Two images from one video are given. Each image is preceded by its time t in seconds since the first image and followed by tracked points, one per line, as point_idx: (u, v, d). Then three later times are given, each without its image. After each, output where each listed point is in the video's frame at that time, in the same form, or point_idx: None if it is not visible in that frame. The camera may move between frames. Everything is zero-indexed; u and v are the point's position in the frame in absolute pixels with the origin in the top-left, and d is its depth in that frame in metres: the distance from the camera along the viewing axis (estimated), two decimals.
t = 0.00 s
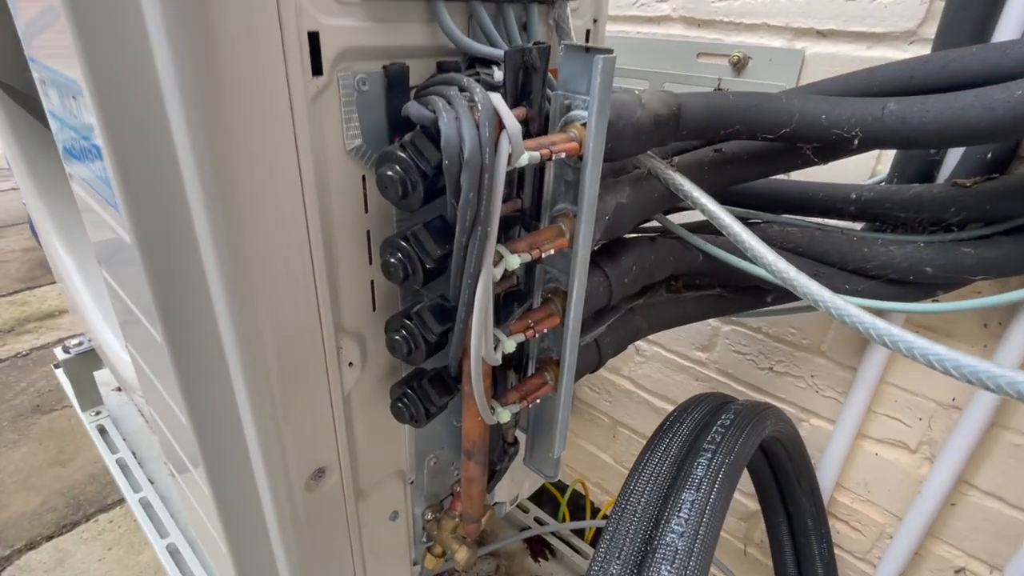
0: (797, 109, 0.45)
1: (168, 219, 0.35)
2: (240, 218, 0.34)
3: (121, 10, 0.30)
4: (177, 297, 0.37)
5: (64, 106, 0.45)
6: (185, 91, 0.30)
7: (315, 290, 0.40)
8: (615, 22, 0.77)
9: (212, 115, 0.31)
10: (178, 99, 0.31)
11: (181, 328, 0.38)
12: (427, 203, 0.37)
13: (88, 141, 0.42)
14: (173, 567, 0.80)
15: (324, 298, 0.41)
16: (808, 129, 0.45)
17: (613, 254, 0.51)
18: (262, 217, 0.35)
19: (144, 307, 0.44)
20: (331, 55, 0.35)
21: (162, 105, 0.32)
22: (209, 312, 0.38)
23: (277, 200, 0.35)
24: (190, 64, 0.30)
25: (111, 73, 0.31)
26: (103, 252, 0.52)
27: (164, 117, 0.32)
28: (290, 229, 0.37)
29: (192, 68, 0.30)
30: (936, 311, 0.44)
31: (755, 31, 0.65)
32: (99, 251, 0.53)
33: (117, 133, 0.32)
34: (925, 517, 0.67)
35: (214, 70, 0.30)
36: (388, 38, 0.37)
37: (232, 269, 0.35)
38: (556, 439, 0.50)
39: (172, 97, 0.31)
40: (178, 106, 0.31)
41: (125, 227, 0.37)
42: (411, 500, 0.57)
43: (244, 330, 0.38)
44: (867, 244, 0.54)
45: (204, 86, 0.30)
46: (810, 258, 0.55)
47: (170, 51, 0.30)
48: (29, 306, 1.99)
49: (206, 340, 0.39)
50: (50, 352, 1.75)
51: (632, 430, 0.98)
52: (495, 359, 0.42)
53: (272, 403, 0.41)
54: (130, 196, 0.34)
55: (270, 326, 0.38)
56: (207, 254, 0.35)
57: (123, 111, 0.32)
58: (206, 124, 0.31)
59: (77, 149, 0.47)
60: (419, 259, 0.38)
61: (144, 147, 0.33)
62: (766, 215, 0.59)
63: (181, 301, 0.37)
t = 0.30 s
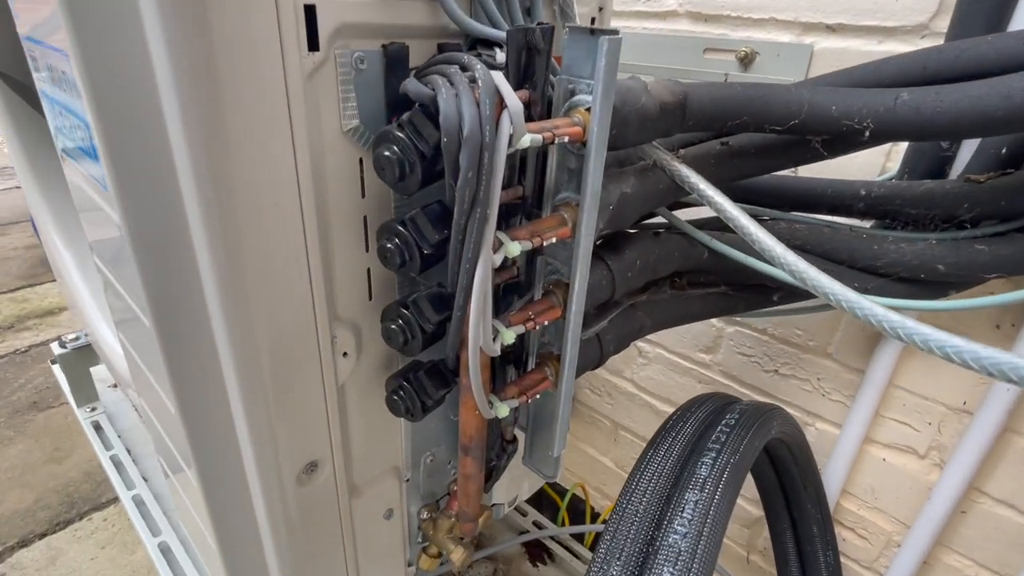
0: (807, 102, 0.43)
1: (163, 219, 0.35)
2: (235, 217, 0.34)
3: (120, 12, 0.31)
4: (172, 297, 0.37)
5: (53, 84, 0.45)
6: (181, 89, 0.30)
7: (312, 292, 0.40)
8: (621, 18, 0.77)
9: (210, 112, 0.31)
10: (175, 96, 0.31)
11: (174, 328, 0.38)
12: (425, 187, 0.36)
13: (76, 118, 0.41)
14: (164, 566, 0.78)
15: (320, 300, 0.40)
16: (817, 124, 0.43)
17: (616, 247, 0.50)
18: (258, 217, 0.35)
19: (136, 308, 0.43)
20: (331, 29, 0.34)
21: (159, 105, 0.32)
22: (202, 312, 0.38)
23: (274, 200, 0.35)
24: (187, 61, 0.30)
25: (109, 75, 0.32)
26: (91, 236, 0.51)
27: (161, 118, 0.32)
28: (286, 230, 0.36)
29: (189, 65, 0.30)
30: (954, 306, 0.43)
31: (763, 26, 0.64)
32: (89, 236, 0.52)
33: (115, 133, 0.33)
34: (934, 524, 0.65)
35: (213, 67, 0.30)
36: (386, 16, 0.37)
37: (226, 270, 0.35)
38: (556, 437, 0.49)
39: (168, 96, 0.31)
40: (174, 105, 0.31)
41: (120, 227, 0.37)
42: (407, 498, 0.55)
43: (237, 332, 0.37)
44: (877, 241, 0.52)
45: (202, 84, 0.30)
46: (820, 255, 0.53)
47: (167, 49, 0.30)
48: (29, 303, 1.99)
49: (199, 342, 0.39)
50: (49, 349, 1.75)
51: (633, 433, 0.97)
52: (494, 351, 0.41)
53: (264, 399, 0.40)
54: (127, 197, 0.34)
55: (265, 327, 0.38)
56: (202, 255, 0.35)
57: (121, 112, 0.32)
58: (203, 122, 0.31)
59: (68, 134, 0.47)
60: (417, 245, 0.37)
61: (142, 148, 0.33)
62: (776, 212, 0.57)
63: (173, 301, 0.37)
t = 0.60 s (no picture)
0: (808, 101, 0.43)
1: (159, 218, 0.35)
2: (232, 215, 0.33)
3: (117, 8, 0.30)
4: (167, 297, 0.37)
5: (50, 74, 0.44)
6: (180, 84, 0.30)
7: (309, 293, 0.39)
8: (623, 19, 0.76)
9: (209, 108, 0.30)
10: (173, 92, 0.30)
11: (170, 329, 0.38)
12: (425, 180, 0.36)
13: (72, 108, 0.41)
14: (156, 568, 0.77)
15: (317, 298, 0.40)
16: (818, 125, 0.43)
17: (617, 246, 0.49)
18: (256, 216, 0.34)
19: (132, 306, 0.43)
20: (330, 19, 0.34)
21: (156, 100, 0.31)
22: (197, 312, 0.37)
23: (272, 198, 0.35)
24: (186, 56, 0.29)
25: (107, 72, 0.31)
26: (87, 229, 0.51)
27: (159, 115, 0.32)
28: (284, 228, 0.36)
29: (188, 60, 0.29)
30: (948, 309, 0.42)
31: (766, 27, 0.64)
32: (84, 229, 0.52)
33: (112, 131, 0.32)
34: (935, 530, 0.65)
35: (211, 63, 0.30)
36: (386, 8, 0.36)
37: (222, 269, 0.35)
38: (555, 438, 0.48)
39: (167, 92, 0.31)
40: (172, 100, 0.31)
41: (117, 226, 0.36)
42: (403, 499, 0.54)
43: (233, 331, 0.37)
44: (881, 243, 0.52)
45: (201, 80, 0.30)
46: (822, 256, 0.53)
47: (165, 45, 0.29)
48: (26, 302, 1.98)
49: (194, 343, 0.39)
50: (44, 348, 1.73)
51: (632, 437, 0.96)
52: (493, 348, 0.40)
53: (260, 399, 0.39)
54: (123, 193, 0.34)
55: (261, 328, 0.37)
56: (198, 254, 0.35)
57: (118, 110, 0.32)
58: (201, 118, 0.31)
59: (65, 129, 0.46)
60: (416, 240, 0.37)
61: (138, 144, 0.33)
62: (777, 213, 0.57)
63: (168, 300, 0.37)
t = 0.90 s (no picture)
0: (805, 104, 0.43)
1: (151, 217, 0.35)
2: (225, 216, 0.33)
3: (109, 6, 0.30)
4: (159, 298, 0.37)
5: (47, 73, 0.44)
6: (172, 83, 0.30)
7: (301, 292, 0.39)
8: (619, 23, 0.77)
9: (202, 107, 0.30)
10: (165, 91, 0.30)
11: (161, 328, 0.38)
12: (417, 181, 0.36)
13: (67, 106, 0.41)
14: (147, 570, 0.77)
15: (310, 298, 0.40)
16: (816, 127, 0.43)
17: (611, 248, 0.49)
18: (249, 216, 0.34)
19: (124, 306, 0.43)
20: (325, 19, 0.34)
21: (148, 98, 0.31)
22: (190, 313, 0.37)
23: (265, 199, 0.35)
24: (178, 56, 0.29)
25: (99, 71, 0.31)
26: (81, 228, 0.51)
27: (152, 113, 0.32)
28: (277, 229, 0.36)
29: (180, 57, 0.29)
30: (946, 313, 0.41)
31: (761, 32, 0.64)
32: (79, 228, 0.52)
33: (104, 130, 0.32)
34: (928, 534, 0.65)
35: (204, 62, 0.30)
36: (381, 8, 0.36)
37: (214, 269, 0.34)
38: (548, 439, 0.48)
39: (159, 92, 0.31)
40: (164, 97, 0.31)
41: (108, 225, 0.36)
42: (396, 501, 0.54)
43: (225, 330, 0.36)
44: (875, 247, 0.52)
45: (193, 79, 0.30)
46: (817, 260, 0.53)
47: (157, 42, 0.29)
48: (21, 303, 1.97)
49: (186, 344, 0.38)
50: (39, 348, 1.73)
51: (627, 440, 0.96)
52: (485, 349, 0.40)
53: (251, 398, 0.39)
54: (114, 192, 0.34)
55: (253, 328, 0.37)
56: (190, 252, 0.35)
57: (110, 109, 0.32)
58: (193, 118, 0.31)
59: (60, 127, 0.46)
60: (409, 240, 0.37)
61: (131, 141, 0.33)
62: (772, 217, 0.57)
63: (160, 301, 0.37)
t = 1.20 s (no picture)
0: (798, 113, 0.43)
1: (146, 221, 0.35)
2: (219, 222, 0.34)
3: (107, 13, 0.31)
4: (154, 302, 0.37)
5: (43, 77, 0.45)
6: (169, 90, 0.30)
7: (296, 297, 0.39)
8: (616, 30, 0.77)
9: (198, 114, 0.31)
10: (162, 98, 0.31)
11: (156, 333, 0.38)
12: (412, 188, 0.36)
13: (63, 110, 0.41)
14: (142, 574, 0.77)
15: (304, 303, 0.40)
16: (809, 135, 0.43)
17: (606, 255, 0.50)
18: (244, 223, 0.34)
19: (119, 309, 0.43)
20: (320, 29, 0.34)
21: (144, 104, 0.32)
22: (184, 317, 0.37)
23: (260, 205, 0.35)
24: (176, 64, 0.30)
25: (97, 77, 0.32)
26: (76, 231, 0.51)
27: (148, 119, 0.32)
28: (272, 235, 0.36)
29: (176, 64, 0.30)
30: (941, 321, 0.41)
31: (756, 41, 0.65)
32: (73, 231, 0.52)
33: (100, 134, 0.33)
34: (922, 541, 0.65)
35: (200, 69, 0.30)
36: (376, 17, 0.37)
37: (209, 274, 0.35)
38: (542, 445, 0.48)
39: (157, 99, 0.31)
40: (160, 103, 0.31)
41: (104, 228, 0.37)
42: (390, 506, 0.54)
43: (219, 334, 0.37)
44: (867, 255, 0.52)
45: (189, 86, 0.30)
46: (810, 267, 0.53)
47: (154, 50, 0.30)
48: (18, 305, 1.97)
49: (181, 348, 0.39)
50: (35, 350, 1.73)
51: (622, 446, 0.96)
52: (479, 356, 0.40)
53: (244, 403, 0.39)
54: (110, 196, 0.34)
55: (248, 334, 0.37)
56: (185, 257, 0.35)
57: (106, 114, 0.32)
58: (189, 124, 0.31)
59: (56, 131, 0.47)
60: (403, 247, 0.37)
61: (127, 146, 0.33)
62: (766, 224, 0.57)
63: (154, 305, 0.37)
